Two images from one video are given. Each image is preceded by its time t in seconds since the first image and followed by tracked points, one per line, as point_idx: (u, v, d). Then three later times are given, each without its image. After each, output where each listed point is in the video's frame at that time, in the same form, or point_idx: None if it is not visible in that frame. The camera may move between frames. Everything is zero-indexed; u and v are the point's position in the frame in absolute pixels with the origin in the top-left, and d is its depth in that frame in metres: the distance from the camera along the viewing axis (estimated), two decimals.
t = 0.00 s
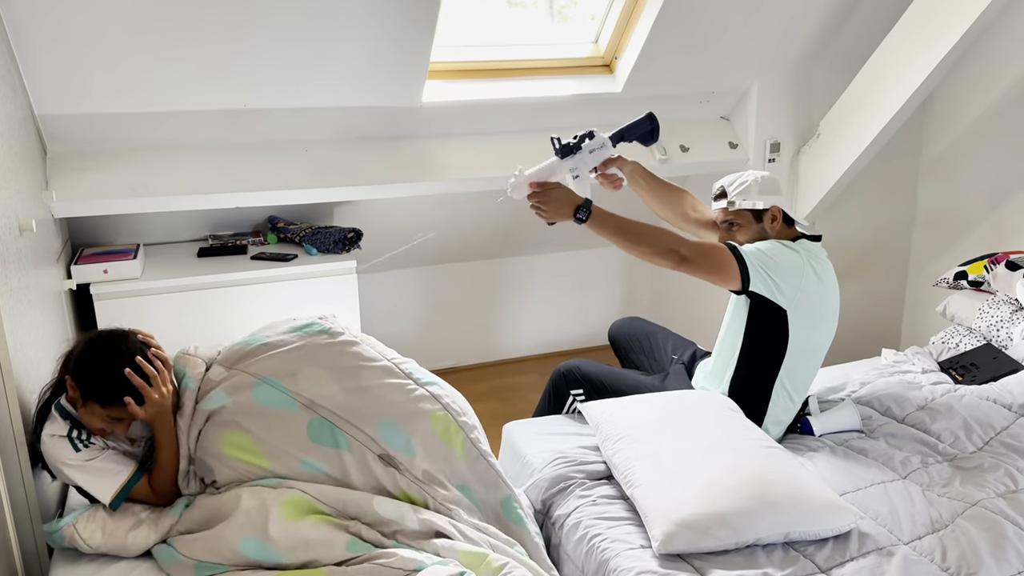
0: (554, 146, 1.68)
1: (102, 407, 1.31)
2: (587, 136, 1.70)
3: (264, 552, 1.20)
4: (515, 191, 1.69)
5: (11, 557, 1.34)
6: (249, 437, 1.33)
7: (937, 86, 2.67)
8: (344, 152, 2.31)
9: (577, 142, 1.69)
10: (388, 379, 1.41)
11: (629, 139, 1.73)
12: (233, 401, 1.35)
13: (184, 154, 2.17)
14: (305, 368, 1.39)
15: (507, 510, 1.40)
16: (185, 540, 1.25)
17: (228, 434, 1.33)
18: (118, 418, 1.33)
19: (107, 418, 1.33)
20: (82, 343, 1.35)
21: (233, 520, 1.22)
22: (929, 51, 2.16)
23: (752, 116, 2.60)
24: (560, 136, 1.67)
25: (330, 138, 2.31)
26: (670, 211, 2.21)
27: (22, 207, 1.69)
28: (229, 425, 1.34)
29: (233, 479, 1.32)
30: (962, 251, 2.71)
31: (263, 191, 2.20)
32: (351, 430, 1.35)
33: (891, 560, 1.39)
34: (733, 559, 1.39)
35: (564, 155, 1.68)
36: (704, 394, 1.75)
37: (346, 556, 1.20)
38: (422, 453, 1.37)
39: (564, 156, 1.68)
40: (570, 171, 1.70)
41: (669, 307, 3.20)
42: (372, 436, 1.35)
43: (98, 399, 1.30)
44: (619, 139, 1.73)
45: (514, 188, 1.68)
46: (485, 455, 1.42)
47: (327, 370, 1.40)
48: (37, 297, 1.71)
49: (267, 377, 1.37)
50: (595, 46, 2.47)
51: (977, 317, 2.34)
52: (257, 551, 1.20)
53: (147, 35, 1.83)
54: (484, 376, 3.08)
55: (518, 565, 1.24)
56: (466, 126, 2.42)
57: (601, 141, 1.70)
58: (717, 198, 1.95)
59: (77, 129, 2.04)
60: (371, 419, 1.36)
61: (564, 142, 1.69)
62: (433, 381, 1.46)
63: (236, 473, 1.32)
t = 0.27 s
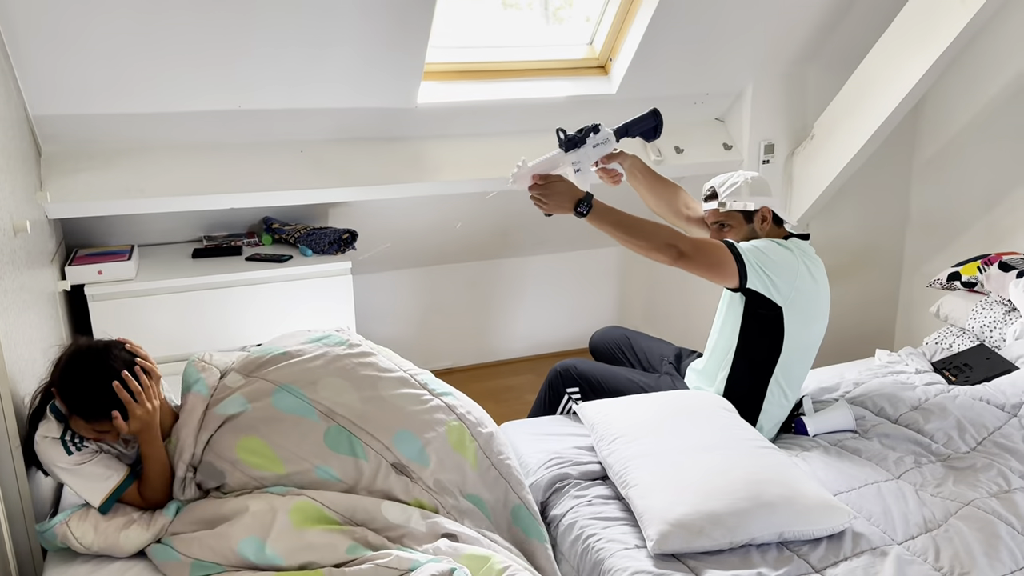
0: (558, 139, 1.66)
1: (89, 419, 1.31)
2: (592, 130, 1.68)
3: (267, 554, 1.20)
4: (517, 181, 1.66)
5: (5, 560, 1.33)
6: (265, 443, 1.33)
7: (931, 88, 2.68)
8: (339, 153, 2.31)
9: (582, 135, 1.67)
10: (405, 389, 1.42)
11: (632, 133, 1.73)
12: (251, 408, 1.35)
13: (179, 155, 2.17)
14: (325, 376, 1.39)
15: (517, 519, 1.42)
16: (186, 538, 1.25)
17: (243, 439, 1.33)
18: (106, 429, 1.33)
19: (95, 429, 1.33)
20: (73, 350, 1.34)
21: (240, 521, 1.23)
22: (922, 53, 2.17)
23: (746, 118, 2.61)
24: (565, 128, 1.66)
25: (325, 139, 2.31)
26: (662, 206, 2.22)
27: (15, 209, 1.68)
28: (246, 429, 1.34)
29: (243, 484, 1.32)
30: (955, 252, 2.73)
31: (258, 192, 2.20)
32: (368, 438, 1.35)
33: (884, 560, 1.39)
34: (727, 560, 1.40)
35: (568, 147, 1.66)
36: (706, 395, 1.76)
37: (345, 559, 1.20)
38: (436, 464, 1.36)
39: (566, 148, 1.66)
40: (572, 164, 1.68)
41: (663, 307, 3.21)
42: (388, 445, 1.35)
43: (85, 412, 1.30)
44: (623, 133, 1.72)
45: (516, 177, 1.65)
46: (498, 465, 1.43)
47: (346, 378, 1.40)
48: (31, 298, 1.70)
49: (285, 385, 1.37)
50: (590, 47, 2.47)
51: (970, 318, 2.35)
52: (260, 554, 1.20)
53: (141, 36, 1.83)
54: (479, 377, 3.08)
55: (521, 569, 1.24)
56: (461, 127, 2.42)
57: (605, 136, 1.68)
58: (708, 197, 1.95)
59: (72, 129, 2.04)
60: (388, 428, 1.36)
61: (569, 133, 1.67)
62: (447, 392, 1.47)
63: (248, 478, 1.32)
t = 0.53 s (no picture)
0: (554, 145, 1.66)
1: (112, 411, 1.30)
2: (587, 135, 1.67)
3: (270, 551, 1.21)
4: (512, 190, 1.68)
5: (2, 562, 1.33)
6: (278, 451, 1.34)
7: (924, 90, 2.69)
8: (335, 153, 2.31)
9: (579, 140, 1.67)
10: (419, 406, 1.43)
11: (629, 138, 1.74)
12: (268, 415, 1.36)
13: (174, 155, 2.16)
14: (343, 389, 1.41)
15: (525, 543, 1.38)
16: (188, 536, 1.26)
17: (256, 444, 1.34)
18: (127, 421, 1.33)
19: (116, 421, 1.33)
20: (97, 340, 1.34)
21: (247, 521, 1.25)
22: (915, 56, 2.18)
23: (740, 120, 2.62)
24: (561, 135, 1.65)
25: (320, 140, 2.31)
26: (658, 211, 2.23)
27: (10, 209, 1.68)
28: (259, 432, 1.35)
29: (253, 488, 1.34)
30: (949, 254, 2.74)
31: (254, 193, 2.19)
32: (379, 451, 1.35)
33: (879, 560, 1.40)
34: (722, 561, 1.40)
35: (564, 154, 1.66)
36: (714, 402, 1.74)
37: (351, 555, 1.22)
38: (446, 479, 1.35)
39: (563, 155, 1.66)
40: (569, 169, 1.69)
41: (658, 308, 3.22)
42: (400, 459, 1.35)
43: (109, 403, 1.30)
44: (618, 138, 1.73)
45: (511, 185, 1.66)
46: (512, 484, 1.39)
47: (362, 392, 1.42)
48: (25, 298, 1.69)
49: (302, 394, 1.39)
50: (585, 49, 2.48)
51: (963, 320, 2.37)
52: (263, 552, 1.21)
53: (137, 36, 1.82)
54: (474, 378, 3.09)
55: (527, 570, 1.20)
56: (456, 128, 2.42)
57: (602, 141, 1.68)
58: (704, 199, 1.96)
59: (66, 130, 2.03)
60: (401, 442, 1.36)
61: (564, 140, 1.67)
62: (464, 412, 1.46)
63: (258, 482, 1.33)
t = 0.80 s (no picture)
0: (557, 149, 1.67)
1: (137, 397, 1.30)
2: (590, 140, 1.67)
3: (271, 546, 1.21)
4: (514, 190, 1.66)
5: None
6: (290, 447, 1.34)
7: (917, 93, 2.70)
8: (329, 154, 2.31)
9: (581, 144, 1.67)
10: (429, 415, 1.44)
11: (630, 144, 1.75)
12: (281, 411, 1.37)
13: (167, 155, 2.16)
14: (354, 394, 1.42)
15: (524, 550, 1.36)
16: (191, 531, 1.26)
17: (267, 439, 1.35)
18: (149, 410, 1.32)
19: (138, 409, 1.32)
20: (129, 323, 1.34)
21: (251, 516, 1.26)
22: (908, 59, 2.19)
23: (735, 121, 2.62)
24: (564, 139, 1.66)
25: (315, 140, 2.30)
26: (653, 217, 2.23)
27: (3, 209, 1.67)
28: (271, 428, 1.36)
29: (259, 482, 1.34)
30: (942, 256, 2.75)
31: (248, 193, 2.19)
32: (389, 451, 1.35)
33: (874, 562, 1.40)
34: (718, 562, 1.40)
35: (567, 157, 1.66)
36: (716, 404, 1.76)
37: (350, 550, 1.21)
38: (453, 484, 1.35)
39: (565, 157, 1.66)
40: (570, 173, 1.68)
41: (652, 309, 3.22)
42: (408, 461, 1.35)
43: (135, 389, 1.29)
44: (619, 143, 1.73)
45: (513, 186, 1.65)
46: (520, 490, 1.38)
47: (375, 397, 1.43)
48: (18, 298, 1.68)
49: (319, 392, 1.41)
50: (580, 50, 2.48)
51: (956, 322, 2.38)
52: (264, 547, 1.22)
53: (131, 35, 1.81)
54: (468, 378, 3.08)
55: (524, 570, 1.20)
56: (450, 129, 2.42)
57: (603, 146, 1.68)
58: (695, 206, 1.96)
59: (59, 129, 2.02)
60: (411, 445, 1.36)
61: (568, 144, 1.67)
62: (470, 426, 1.49)
63: (266, 477, 1.33)
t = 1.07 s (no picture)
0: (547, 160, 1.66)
1: (157, 394, 1.34)
2: (581, 151, 1.67)
3: (267, 544, 1.21)
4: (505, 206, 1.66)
5: None
6: (283, 451, 1.34)
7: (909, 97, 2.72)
8: (322, 154, 2.30)
9: (572, 157, 1.67)
10: (424, 418, 1.43)
11: (620, 154, 1.74)
12: (275, 414, 1.36)
13: (159, 154, 2.14)
14: (348, 397, 1.41)
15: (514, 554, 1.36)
16: (186, 530, 1.26)
17: (260, 441, 1.34)
18: (165, 408, 1.36)
19: (154, 406, 1.35)
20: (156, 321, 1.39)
21: (247, 514, 1.25)
22: (898, 63, 2.20)
23: (727, 124, 2.63)
24: (554, 151, 1.66)
25: (307, 140, 2.29)
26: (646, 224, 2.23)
27: None
28: (265, 432, 1.35)
29: (251, 487, 1.34)
30: (932, 259, 2.76)
31: (239, 193, 2.18)
32: (383, 456, 1.34)
33: (865, 565, 1.40)
34: (710, 565, 1.40)
35: (558, 169, 1.66)
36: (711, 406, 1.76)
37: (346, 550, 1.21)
38: (448, 489, 1.34)
39: (557, 169, 1.66)
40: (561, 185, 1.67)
41: (644, 311, 3.22)
42: (403, 466, 1.34)
43: (157, 385, 1.33)
44: (611, 154, 1.73)
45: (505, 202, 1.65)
46: (512, 496, 1.37)
47: (370, 400, 1.42)
48: (7, 298, 1.67)
49: (313, 396, 1.39)
50: (573, 52, 2.48)
51: (946, 324, 2.39)
52: (260, 545, 1.21)
53: (122, 34, 1.80)
54: (460, 379, 3.08)
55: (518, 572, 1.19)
56: (443, 130, 2.41)
57: (595, 157, 1.68)
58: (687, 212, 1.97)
59: (49, 127, 2.00)
60: (406, 449, 1.35)
61: (558, 156, 1.66)
62: (467, 432, 1.48)
63: (259, 480, 1.33)
